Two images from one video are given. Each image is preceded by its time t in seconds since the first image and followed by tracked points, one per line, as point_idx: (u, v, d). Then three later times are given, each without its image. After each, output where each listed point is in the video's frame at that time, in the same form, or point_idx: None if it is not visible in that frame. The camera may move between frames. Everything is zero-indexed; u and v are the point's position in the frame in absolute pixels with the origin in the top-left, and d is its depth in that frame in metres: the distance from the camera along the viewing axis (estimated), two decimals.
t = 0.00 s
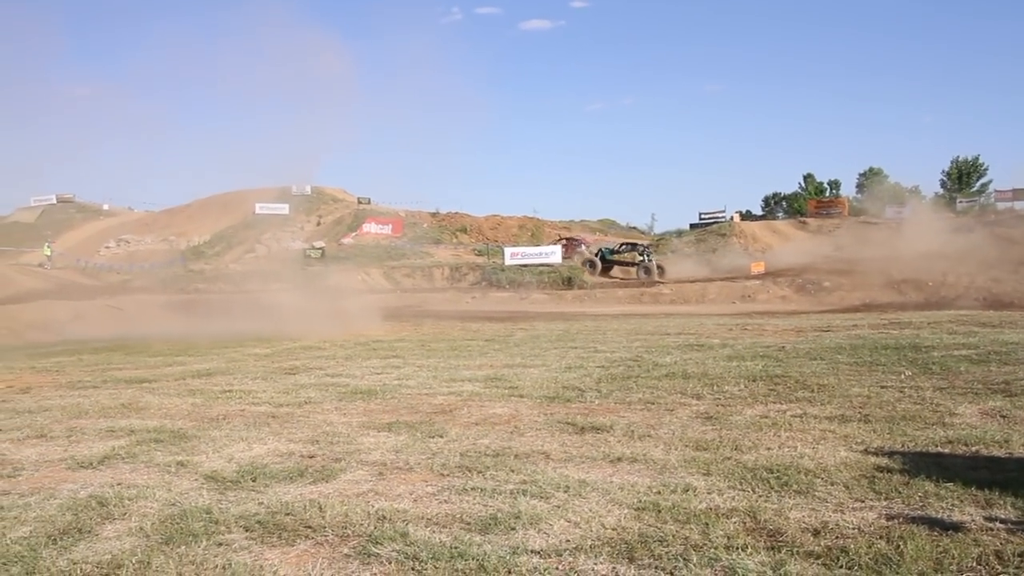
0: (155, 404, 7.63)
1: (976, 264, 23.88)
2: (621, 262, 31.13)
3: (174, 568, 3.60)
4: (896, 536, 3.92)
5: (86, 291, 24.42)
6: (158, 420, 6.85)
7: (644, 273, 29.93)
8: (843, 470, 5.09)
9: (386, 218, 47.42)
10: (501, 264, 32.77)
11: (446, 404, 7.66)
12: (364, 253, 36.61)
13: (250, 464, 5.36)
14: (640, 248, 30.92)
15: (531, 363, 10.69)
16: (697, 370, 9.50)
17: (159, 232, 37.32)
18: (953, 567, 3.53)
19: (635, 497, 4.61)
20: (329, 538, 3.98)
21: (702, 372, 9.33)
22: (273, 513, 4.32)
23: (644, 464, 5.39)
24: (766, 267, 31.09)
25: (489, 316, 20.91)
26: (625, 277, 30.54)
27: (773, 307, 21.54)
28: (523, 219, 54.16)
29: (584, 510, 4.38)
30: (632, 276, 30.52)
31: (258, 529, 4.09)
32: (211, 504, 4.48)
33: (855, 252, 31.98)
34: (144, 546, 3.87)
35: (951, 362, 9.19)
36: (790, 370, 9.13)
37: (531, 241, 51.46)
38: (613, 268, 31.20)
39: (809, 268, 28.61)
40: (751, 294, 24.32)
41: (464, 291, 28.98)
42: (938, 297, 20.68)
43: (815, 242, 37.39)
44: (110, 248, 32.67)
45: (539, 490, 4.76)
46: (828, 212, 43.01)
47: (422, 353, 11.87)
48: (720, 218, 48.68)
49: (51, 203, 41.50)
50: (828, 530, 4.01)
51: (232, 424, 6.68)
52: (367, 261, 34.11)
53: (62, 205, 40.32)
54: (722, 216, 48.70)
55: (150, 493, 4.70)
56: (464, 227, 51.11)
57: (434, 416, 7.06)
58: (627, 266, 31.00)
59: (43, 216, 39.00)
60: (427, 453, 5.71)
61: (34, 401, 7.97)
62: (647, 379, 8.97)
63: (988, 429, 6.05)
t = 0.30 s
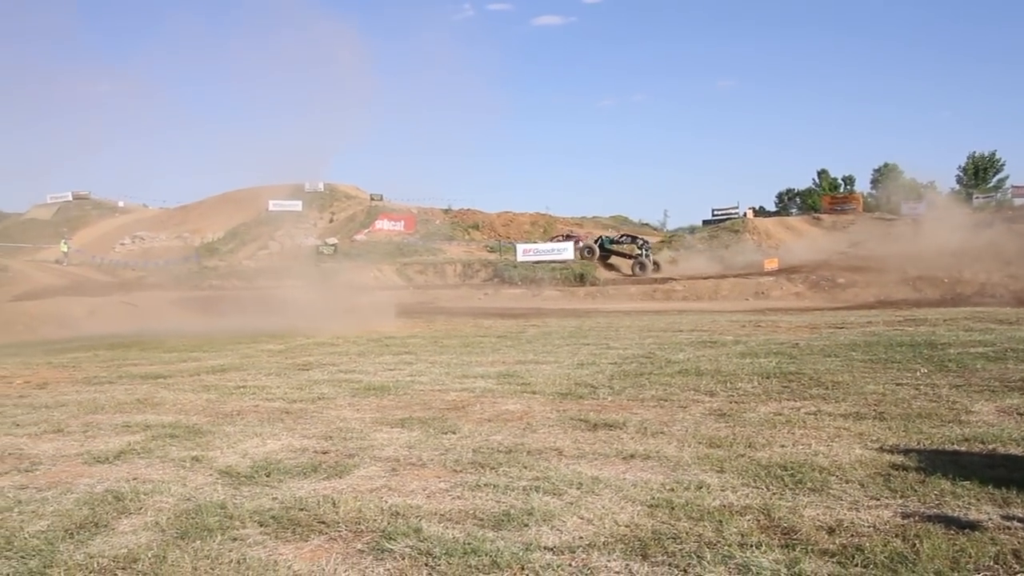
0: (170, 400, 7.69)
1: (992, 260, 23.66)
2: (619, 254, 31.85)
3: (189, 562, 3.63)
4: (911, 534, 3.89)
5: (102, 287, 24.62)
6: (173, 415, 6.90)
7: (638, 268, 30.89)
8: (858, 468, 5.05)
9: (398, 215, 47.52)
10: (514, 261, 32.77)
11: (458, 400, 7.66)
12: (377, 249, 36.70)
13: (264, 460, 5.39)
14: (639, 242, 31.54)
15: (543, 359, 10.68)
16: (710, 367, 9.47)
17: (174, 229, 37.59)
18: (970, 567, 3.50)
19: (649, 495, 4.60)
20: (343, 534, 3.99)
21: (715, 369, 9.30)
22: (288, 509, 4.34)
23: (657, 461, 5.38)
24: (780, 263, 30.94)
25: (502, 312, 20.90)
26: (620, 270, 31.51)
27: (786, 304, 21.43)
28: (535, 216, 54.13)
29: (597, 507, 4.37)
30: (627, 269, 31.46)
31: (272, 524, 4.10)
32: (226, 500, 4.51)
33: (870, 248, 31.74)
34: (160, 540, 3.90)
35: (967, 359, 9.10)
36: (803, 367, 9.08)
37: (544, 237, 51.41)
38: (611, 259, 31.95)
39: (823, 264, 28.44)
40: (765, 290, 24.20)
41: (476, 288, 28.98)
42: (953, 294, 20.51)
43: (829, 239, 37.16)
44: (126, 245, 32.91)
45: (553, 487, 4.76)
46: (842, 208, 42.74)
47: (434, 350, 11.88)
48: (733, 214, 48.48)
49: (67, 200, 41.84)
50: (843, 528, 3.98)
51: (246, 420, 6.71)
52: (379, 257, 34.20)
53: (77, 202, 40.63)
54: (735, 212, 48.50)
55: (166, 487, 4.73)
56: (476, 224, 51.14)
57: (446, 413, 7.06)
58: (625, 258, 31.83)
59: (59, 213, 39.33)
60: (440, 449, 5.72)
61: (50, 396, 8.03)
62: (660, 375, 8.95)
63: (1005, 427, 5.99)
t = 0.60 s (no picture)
0: (187, 397, 7.74)
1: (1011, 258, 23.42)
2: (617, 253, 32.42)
3: (206, 558, 3.65)
4: (929, 535, 3.86)
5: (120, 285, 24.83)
6: (189, 413, 6.95)
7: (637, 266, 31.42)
8: (875, 467, 5.02)
9: (412, 213, 47.61)
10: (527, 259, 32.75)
11: (473, 398, 7.67)
12: (391, 247, 36.80)
13: (280, 457, 5.42)
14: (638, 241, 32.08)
15: (557, 358, 10.68)
16: (725, 365, 9.43)
17: (190, 228, 37.87)
18: (989, 568, 3.47)
19: (664, 494, 4.59)
20: (358, 531, 4.00)
21: (730, 367, 9.26)
22: (303, 506, 4.36)
23: (672, 460, 5.35)
24: (795, 262, 30.76)
25: (516, 311, 20.90)
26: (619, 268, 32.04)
27: (802, 302, 21.31)
28: (549, 214, 54.10)
29: (611, 505, 4.37)
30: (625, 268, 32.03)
31: (288, 521, 4.12)
32: (242, 496, 4.54)
33: (887, 246, 31.47)
34: (177, 536, 3.92)
35: (985, 358, 9.01)
36: (819, 366, 9.02)
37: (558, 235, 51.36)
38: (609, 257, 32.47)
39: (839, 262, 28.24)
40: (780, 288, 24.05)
41: (490, 286, 29.00)
42: (971, 292, 20.31)
43: (846, 237, 36.90)
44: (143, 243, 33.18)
45: (567, 485, 4.75)
46: (859, 206, 42.43)
47: (448, 347, 11.91)
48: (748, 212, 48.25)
49: (85, 198, 42.26)
50: (860, 529, 3.95)
51: (261, 417, 6.74)
52: (394, 254, 34.29)
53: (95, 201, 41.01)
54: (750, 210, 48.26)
55: (183, 484, 4.77)
56: (489, 222, 51.18)
57: (461, 410, 7.07)
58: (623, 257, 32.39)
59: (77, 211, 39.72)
60: (454, 447, 5.73)
61: (69, 393, 8.12)
62: (674, 374, 8.92)
63: None
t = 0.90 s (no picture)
0: (203, 393, 7.80)
1: None
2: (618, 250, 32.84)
3: (223, 554, 3.67)
4: (948, 536, 3.82)
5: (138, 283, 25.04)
6: (206, 409, 7.00)
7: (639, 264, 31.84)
8: (892, 467, 4.98)
9: (426, 211, 47.70)
10: (541, 257, 32.72)
11: (487, 396, 7.67)
12: (405, 245, 36.88)
13: (295, 454, 5.44)
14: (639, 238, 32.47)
15: (571, 356, 10.66)
16: (740, 364, 9.37)
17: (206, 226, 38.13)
18: (1009, 569, 3.43)
19: (679, 492, 4.57)
20: (373, 528, 4.02)
21: (745, 366, 9.21)
22: (318, 503, 4.38)
23: (687, 459, 5.33)
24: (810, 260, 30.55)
25: (530, 309, 20.89)
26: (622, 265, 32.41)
27: (818, 301, 21.16)
28: (563, 212, 54.04)
29: (626, 504, 4.36)
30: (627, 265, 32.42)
31: (304, 518, 4.15)
32: (258, 493, 4.56)
33: (905, 245, 31.19)
34: (194, 532, 3.95)
35: (1004, 358, 8.91)
36: (836, 365, 8.96)
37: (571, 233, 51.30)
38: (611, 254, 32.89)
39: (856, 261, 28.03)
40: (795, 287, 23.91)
41: (504, 284, 29.00)
42: (990, 292, 20.10)
43: (862, 235, 36.61)
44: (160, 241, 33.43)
45: (581, 484, 4.75)
46: (876, 204, 42.12)
47: (463, 345, 11.92)
48: (763, 210, 48.00)
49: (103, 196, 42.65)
50: (878, 529, 3.92)
51: (277, 414, 6.78)
52: (408, 252, 34.35)
53: (112, 199, 41.38)
54: (765, 208, 48.01)
55: (199, 480, 4.80)
56: (503, 221, 51.19)
57: (475, 408, 7.08)
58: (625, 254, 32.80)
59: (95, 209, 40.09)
60: (469, 445, 5.74)
61: (86, 389, 8.19)
62: (689, 373, 8.89)
63: None
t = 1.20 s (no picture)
0: (219, 391, 7.86)
1: None
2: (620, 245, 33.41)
3: (238, 550, 3.70)
4: (965, 536, 3.79)
5: (154, 281, 25.22)
6: (221, 406, 7.05)
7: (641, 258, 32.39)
8: (908, 467, 4.95)
9: (439, 209, 47.77)
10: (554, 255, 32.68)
11: (500, 394, 7.69)
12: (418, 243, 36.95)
13: (310, 451, 5.47)
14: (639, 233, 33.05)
15: (584, 354, 10.66)
16: (754, 363, 9.33)
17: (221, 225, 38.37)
18: None
19: (693, 491, 4.56)
20: (387, 525, 4.03)
21: (759, 364, 9.17)
22: (332, 500, 4.40)
23: (700, 457, 5.32)
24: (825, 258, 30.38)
25: (543, 307, 20.89)
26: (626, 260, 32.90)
27: (833, 300, 21.03)
28: (576, 211, 53.99)
29: (639, 503, 4.35)
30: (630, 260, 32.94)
31: (318, 515, 4.17)
32: (273, 489, 4.59)
33: (921, 243, 30.94)
34: (210, 528, 3.98)
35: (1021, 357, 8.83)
36: (851, 364, 8.91)
37: (585, 231, 51.25)
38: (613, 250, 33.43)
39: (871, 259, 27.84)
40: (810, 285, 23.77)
41: (517, 283, 29.01)
42: (1008, 290, 19.90)
43: (877, 233, 36.34)
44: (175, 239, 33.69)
45: (595, 482, 4.75)
46: (891, 202, 41.79)
47: (476, 343, 11.94)
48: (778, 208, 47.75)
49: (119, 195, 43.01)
50: (893, 529, 3.90)
51: (291, 411, 6.82)
52: (421, 250, 34.42)
53: (129, 198, 41.74)
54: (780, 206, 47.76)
55: (215, 477, 4.83)
56: (516, 219, 51.20)
57: (488, 406, 7.10)
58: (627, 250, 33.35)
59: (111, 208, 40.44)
60: (482, 443, 5.74)
61: (103, 386, 8.28)
62: (703, 371, 8.87)
63: None
